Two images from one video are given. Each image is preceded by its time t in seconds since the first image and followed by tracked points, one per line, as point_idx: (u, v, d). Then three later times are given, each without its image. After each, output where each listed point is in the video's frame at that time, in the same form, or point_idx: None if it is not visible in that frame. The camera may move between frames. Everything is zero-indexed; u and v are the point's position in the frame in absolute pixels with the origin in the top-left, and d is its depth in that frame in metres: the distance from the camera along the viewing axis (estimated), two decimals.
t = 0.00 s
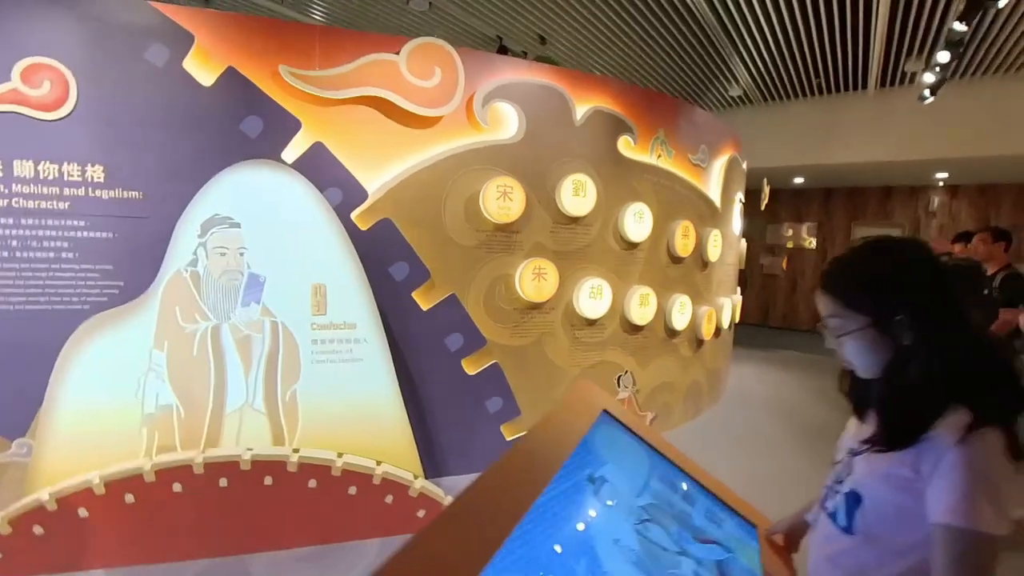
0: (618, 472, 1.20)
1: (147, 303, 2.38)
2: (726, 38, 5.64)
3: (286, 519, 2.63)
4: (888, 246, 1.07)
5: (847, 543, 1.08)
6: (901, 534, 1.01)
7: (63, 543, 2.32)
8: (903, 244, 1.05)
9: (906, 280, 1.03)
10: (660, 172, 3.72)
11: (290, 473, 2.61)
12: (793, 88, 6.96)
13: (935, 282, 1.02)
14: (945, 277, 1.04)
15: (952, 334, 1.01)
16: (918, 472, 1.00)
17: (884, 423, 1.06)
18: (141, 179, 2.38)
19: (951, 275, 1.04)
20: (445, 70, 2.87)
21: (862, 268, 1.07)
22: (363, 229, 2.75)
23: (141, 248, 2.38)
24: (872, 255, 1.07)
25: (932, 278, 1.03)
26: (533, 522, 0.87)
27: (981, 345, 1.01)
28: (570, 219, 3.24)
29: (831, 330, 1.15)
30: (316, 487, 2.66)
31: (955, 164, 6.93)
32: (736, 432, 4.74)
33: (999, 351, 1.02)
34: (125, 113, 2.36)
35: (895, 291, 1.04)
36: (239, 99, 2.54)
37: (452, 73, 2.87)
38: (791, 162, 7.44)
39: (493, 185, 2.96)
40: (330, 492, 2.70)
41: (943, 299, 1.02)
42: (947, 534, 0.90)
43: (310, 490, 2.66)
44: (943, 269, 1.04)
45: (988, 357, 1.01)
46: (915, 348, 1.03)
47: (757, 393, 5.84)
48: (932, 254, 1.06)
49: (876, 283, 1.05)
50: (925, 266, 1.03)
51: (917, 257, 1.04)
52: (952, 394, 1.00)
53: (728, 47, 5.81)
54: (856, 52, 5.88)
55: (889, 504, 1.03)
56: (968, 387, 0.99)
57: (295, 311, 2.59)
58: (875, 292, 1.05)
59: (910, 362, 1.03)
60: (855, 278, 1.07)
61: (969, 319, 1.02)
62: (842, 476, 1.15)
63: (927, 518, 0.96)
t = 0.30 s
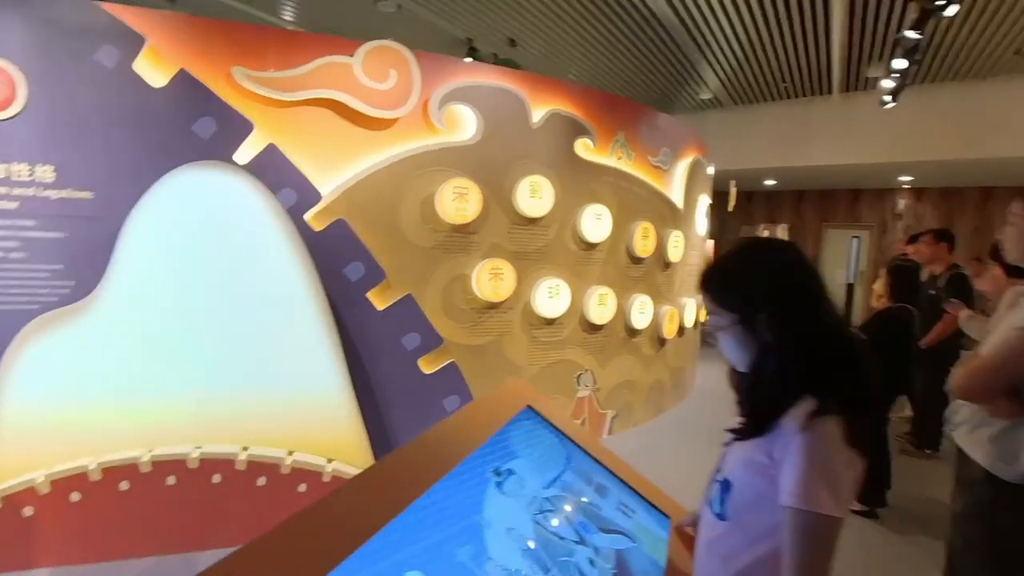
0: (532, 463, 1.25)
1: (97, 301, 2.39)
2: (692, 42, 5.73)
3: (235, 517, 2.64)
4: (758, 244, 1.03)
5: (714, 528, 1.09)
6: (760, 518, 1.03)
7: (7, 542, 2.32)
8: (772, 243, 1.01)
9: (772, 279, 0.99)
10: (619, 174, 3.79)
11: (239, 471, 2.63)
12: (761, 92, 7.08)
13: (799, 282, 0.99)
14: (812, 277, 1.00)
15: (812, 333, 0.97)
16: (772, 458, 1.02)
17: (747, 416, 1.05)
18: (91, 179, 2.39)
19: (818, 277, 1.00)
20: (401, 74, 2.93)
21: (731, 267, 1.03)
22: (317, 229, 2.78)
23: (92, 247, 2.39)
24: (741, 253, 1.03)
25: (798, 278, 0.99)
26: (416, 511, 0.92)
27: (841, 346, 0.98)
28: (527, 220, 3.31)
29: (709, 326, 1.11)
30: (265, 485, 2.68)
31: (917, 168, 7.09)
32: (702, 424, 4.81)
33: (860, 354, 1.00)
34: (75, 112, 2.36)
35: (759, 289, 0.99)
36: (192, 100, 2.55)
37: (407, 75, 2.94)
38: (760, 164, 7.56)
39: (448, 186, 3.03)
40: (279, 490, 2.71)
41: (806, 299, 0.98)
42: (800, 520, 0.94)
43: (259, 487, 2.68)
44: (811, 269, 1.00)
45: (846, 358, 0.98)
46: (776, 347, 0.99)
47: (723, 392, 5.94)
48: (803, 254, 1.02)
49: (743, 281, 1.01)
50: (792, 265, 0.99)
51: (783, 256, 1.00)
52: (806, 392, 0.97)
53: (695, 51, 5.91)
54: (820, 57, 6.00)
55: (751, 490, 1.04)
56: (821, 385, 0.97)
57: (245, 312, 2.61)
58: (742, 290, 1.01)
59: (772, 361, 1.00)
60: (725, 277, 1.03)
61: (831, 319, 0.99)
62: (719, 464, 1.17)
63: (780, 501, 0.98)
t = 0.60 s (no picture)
0: (468, 462, 1.23)
1: (39, 299, 2.30)
2: (666, 43, 5.75)
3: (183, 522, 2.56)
4: (676, 240, 1.01)
5: (636, 533, 1.05)
6: (677, 522, 1.00)
7: None
8: (689, 237, 1.00)
9: (688, 273, 0.97)
10: (589, 173, 3.77)
11: (189, 474, 2.56)
12: (737, 93, 7.12)
13: (715, 277, 0.97)
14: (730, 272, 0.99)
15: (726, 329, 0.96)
16: (684, 458, 0.99)
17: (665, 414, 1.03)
18: (37, 175, 2.32)
19: (735, 271, 0.99)
20: (362, 69, 2.89)
21: (648, 263, 1.01)
22: (275, 227, 2.72)
23: (36, 243, 2.31)
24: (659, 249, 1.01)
25: (713, 274, 0.97)
26: (324, 513, 0.89)
27: (757, 341, 0.97)
28: (493, 218, 3.30)
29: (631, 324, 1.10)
30: (215, 488, 2.62)
31: (890, 169, 7.17)
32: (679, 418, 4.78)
33: (777, 350, 0.98)
34: (19, 105, 2.28)
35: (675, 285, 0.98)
36: (144, 93, 2.48)
37: (369, 70, 2.90)
38: (737, 164, 7.59)
39: (411, 184, 3.00)
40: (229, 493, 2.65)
41: (722, 295, 0.97)
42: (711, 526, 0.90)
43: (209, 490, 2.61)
44: (728, 265, 0.99)
45: (762, 354, 0.96)
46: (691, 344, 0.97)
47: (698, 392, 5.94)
48: (722, 249, 1.01)
49: (659, 277, 0.99)
50: (709, 260, 0.98)
51: (702, 252, 0.98)
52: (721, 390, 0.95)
53: (669, 52, 5.93)
54: (793, 58, 6.05)
55: (668, 492, 1.01)
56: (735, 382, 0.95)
57: (199, 311, 2.55)
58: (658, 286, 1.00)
59: (687, 358, 0.98)
60: (643, 274, 1.02)
61: (747, 314, 0.97)
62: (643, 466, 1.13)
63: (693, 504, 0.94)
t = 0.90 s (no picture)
0: (389, 484, 1.15)
1: None
2: (641, 43, 5.68)
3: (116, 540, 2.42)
4: (602, 241, 0.93)
5: None
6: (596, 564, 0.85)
7: None
8: (616, 239, 0.92)
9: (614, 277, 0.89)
10: (558, 173, 3.69)
11: (123, 488, 2.42)
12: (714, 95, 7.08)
13: (642, 282, 0.89)
14: (658, 278, 0.91)
15: (651, 340, 0.88)
16: (601, 487, 0.86)
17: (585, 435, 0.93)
18: None
19: (663, 277, 0.92)
20: (316, 62, 2.85)
21: (572, 265, 0.92)
22: (224, 226, 2.65)
23: None
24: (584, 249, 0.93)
25: (642, 278, 0.89)
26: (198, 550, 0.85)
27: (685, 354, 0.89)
28: (458, 218, 3.28)
29: (552, 333, 1.00)
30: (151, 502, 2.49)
31: (864, 172, 7.20)
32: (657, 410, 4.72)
33: (705, 364, 0.90)
34: None
35: (599, 290, 0.89)
36: (80, 84, 2.34)
37: (322, 62, 2.86)
38: (713, 166, 7.56)
39: (369, 182, 2.98)
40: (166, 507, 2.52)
41: (649, 304, 0.89)
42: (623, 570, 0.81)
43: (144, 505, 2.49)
44: (656, 272, 0.91)
45: (689, 368, 0.88)
46: (613, 354, 0.88)
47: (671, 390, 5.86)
48: (649, 255, 0.93)
49: (583, 280, 0.90)
50: (637, 264, 0.90)
51: (626, 257, 0.90)
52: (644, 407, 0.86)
53: (645, 52, 5.86)
54: (770, 59, 6.01)
55: (585, 527, 0.87)
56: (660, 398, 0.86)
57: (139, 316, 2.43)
58: (581, 291, 0.91)
59: (609, 370, 0.89)
60: (566, 278, 0.93)
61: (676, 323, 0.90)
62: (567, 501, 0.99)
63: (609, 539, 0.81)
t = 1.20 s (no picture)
0: (321, 509, 1.10)
1: None
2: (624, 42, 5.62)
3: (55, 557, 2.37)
4: (534, 245, 0.86)
5: None
6: None
7: None
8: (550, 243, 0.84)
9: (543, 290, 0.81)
10: (533, 172, 3.62)
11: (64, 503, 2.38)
12: (696, 96, 7.02)
13: (573, 295, 0.82)
14: (591, 290, 0.84)
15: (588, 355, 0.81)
16: (517, 524, 0.80)
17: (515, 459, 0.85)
18: None
19: (598, 290, 0.85)
20: (276, 55, 2.82)
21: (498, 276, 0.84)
22: (179, 226, 2.65)
23: None
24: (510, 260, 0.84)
25: (573, 291, 0.82)
26: None
27: (620, 375, 0.82)
28: (427, 218, 3.24)
29: (475, 347, 0.91)
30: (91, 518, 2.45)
31: (846, 173, 7.19)
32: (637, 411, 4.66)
33: (643, 384, 0.84)
34: None
35: (526, 303, 0.81)
36: (25, 79, 2.30)
37: (283, 55, 2.83)
38: (696, 167, 7.54)
39: (334, 180, 2.96)
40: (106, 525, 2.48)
41: (585, 315, 0.82)
42: None
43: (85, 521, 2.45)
44: (590, 280, 0.85)
45: (623, 391, 0.81)
46: (546, 373, 0.81)
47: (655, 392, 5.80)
48: (582, 261, 0.86)
49: (509, 292, 0.82)
50: (570, 272, 0.82)
51: (560, 264, 0.83)
52: (575, 432, 0.79)
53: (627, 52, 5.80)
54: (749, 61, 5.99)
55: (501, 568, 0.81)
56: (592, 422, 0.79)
57: (87, 324, 2.40)
58: (512, 300, 0.82)
59: (536, 391, 0.82)
60: (492, 289, 0.84)
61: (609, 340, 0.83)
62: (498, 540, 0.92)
63: None
